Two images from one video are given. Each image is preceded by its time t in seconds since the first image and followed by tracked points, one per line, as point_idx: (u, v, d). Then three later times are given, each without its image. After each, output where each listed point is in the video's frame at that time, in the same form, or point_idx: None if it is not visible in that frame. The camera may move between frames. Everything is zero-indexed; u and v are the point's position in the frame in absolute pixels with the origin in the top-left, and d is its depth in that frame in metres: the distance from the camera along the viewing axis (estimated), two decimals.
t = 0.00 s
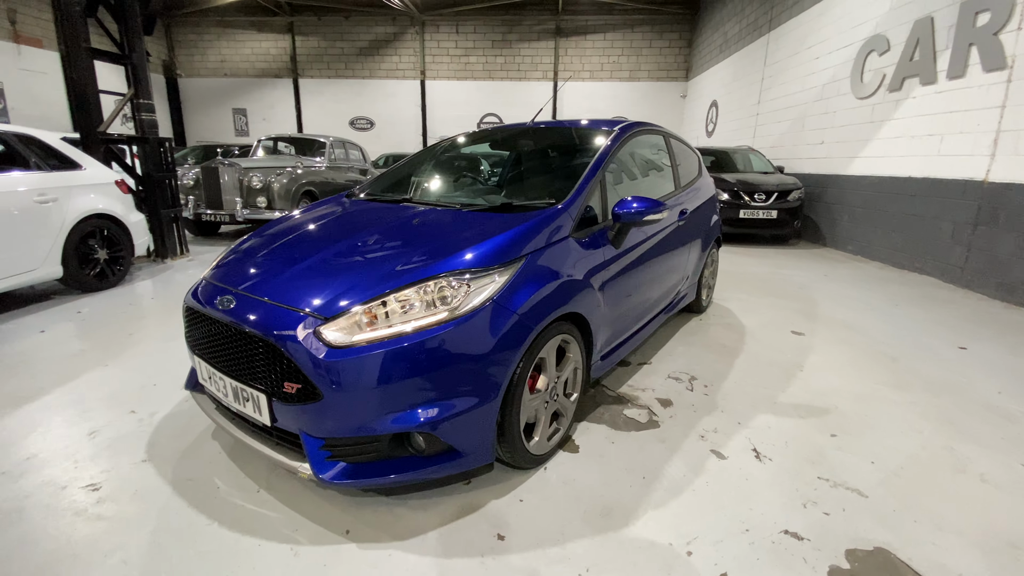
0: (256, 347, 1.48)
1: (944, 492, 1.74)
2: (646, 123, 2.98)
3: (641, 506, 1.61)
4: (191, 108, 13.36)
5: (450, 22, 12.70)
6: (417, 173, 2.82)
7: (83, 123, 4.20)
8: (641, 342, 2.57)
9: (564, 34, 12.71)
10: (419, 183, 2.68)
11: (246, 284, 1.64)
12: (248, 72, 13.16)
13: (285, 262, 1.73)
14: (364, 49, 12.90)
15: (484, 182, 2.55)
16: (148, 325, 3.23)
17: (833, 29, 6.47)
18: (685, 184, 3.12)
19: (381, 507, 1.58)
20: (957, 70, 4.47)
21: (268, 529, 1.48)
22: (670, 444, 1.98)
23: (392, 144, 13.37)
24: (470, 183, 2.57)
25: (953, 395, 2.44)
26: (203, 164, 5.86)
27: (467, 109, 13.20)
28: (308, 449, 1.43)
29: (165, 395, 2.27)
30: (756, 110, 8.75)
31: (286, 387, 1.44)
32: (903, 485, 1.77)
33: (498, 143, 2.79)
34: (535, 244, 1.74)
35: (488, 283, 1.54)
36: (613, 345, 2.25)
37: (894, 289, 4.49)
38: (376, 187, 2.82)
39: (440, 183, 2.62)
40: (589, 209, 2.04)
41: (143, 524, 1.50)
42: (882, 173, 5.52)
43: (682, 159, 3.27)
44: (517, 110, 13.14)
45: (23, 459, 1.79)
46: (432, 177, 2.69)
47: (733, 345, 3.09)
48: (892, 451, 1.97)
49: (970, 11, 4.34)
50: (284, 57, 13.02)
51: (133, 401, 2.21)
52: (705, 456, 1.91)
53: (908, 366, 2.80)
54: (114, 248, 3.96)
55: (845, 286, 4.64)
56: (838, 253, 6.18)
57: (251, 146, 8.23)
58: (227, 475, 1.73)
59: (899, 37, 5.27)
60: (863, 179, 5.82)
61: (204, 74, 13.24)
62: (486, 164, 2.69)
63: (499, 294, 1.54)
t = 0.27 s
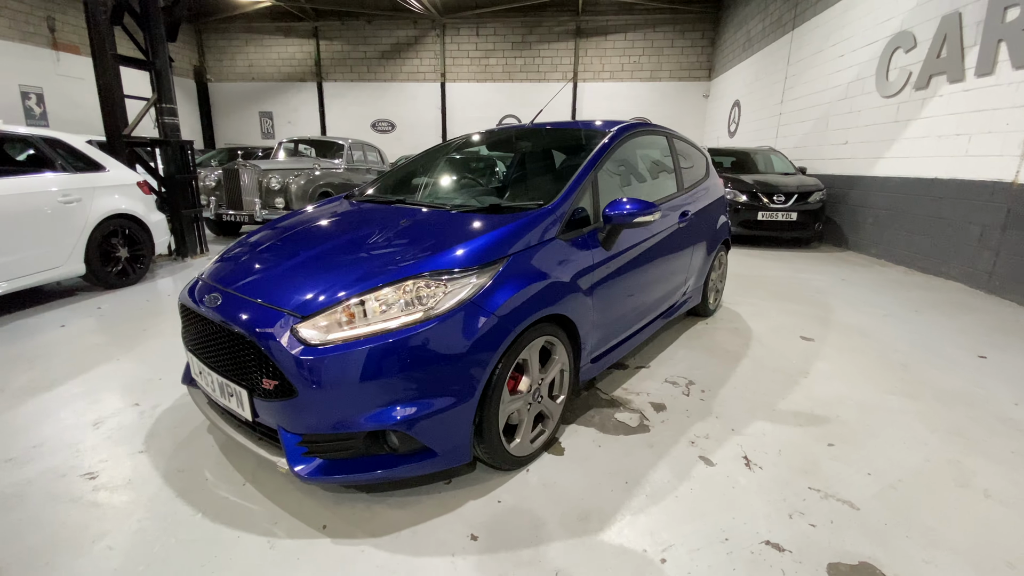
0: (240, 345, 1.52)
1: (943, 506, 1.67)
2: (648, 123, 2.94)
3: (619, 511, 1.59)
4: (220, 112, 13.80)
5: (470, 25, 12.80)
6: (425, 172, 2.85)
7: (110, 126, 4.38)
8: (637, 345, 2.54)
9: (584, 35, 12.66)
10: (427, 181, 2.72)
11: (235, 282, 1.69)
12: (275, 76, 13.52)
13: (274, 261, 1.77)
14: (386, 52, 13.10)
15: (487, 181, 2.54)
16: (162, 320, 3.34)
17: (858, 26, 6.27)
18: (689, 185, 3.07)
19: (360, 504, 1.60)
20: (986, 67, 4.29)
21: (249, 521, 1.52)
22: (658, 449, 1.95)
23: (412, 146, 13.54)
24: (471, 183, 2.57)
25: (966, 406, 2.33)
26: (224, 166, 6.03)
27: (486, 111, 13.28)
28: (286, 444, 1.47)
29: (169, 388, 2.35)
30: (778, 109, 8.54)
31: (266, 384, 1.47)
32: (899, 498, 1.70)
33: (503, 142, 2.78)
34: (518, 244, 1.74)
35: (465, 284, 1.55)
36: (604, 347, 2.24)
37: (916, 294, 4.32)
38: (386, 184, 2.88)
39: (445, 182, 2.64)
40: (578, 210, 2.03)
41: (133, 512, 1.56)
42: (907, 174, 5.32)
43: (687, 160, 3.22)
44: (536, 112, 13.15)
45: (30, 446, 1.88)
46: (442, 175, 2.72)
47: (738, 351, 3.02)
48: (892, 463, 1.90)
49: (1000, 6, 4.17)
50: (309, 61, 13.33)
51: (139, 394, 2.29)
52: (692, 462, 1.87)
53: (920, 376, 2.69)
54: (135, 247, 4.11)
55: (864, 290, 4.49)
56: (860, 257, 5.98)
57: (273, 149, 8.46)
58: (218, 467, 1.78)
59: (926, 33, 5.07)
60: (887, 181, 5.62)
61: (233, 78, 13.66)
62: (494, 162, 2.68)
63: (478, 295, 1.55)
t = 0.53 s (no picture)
0: (223, 339, 1.55)
1: (947, 523, 1.57)
2: (653, 122, 2.88)
3: (599, 516, 1.56)
4: (250, 116, 14.22)
5: (492, 27, 12.87)
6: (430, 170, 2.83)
7: (134, 129, 4.56)
8: (635, 346, 2.49)
9: (606, 35, 12.56)
10: (434, 177, 2.72)
11: (223, 278, 1.72)
12: (301, 80, 13.86)
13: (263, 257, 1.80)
14: (409, 55, 13.29)
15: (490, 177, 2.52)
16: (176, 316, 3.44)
17: (888, 21, 6.03)
18: (696, 185, 2.99)
19: (339, 500, 1.61)
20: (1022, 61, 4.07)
21: (229, 513, 1.54)
22: (649, 454, 1.90)
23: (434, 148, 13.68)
24: (473, 180, 2.56)
25: (985, 418, 2.20)
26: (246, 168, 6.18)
27: (507, 112, 13.32)
28: (263, 438, 1.48)
29: (172, 381, 2.41)
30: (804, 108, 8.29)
31: (245, 378, 1.49)
32: (899, 512, 1.61)
33: (510, 139, 2.76)
34: (502, 242, 1.72)
35: (443, 281, 1.55)
36: (597, 348, 2.20)
37: (944, 299, 4.12)
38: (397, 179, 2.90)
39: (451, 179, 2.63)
40: (568, 209, 2.00)
41: (120, 501, 1.60)
42: (938, 175, 5.08)
43: (695, 159, 3.14)
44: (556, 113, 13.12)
45: (36, 434, 1.95)
46: (451, 170, 2.71)
47: (744, 355, 2.93)
48: (896, 475, 1.80)
49: None
50: (334, 65, 13.62)
51: (144, 386, 2.36)
52: (683, 468, 1.81)
53: (937, 385, 2.56)
54: (156, 245, 4.25)
55: (888, 295, 4.30)
56: (887, 261, 5.75)
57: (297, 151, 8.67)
58: (207, 459, 1.81)
59: (959, 27, 4.85)
60: (916, 181, 5.39)
61: (262, 83, 14.06)
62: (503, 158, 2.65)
63: (455, 293, 1.54)
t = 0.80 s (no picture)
0: (199, 339, 1.58)
1: (945, 547, 1.47)
2: (654, 123, 2.82)
3: (571, 527, 1.52)
4: (277, 119, 14.60)
5: (513, 29, 12.91)
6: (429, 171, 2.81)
7: (157, 135, 4.75)
8: (628, 352, 2.44)
9: (628, 36, 12.44)
10: (443, 174, 2.70)
11: (206, 278, 1.75)
12: (326, 84, 14.17)
13: (247, 258, 1.83)
14: (430, 58, 13.45)
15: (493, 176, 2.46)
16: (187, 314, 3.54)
17: (917, 17, 5.79)
18: (699, 186, 2.91)
19: (313, 501, 1.61)
20: None
21: (204, 511, 1.56)
22: (632, 464, 1.85)
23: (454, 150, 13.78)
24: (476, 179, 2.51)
25: (1001, 435, 2.07)
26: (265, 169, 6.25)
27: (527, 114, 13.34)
28: (235, 438, 1.50)
29: (172, 378, 2.47)
30: (831, 108, 8.02)
31: (218, 378, 1.51)
32: (893, 534, 1.52)
33: (510, 141, 2.73)
34: (481, 245, 1.71)
35: (416, 284, 1.54)
36: (584, 353, 2.16)
37: (972, 308, 3.91)
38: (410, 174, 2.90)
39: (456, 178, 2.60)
40: (553, 210, 1.96)
41: (104, 495, 1.64)
42: (970, 177, 4.83)
43: (700, 159, 3.06)
44: (576, 114, 13.06)
45: (36, 426, 2.02)
46: (461, 168, 2.68)
47: (748, 363, 2.84)
48: (894, 494, 1.70)
49: None
50: (358, 70, 13.88)
51: (144, 382, 2.43)
52: (666, 480, 1.76)
53: (952, 398, 2.43)
54: (174, 245, 4.37)
55: (911, 302, 4.11)
56: (914, 267, 5.51)
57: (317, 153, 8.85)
58: (192, 457, 1.84)
59: (992, 22, 4.61)
60: (946, 184, 5.15)
61: (288, 87, 14.43)
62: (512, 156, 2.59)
63: (428, 296, 1.53)
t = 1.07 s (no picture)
0: (188, 338, 1.62)
1: None
2: (659, 125, 2.76)
3: (548, 537, 1.49)
4: (306, 123, 14.99)
5: (537, 31, 12.92)
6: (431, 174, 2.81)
7: (182, 138, 4.91)
8: (625, 359, 2.39)
9: (653, 36, 12.27)
10: (455, 173, 2.69)
11: (200, 279, 1.80)
12: (353, 88, 14.46)
13: (240, 259, 1.87)
14: (455, 62, 13.59)
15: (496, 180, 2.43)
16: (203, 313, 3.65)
17: (954, 11, 5.52)
18: (707, 189, 2.83)
19: (294, 502, 1.63)
20: None
21: (190, 508, 1.60)
22: (620, 474, 1.80)
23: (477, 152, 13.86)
24: (483, 181, 2.49)
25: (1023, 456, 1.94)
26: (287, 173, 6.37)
27: (550, 116, 13.35)
28: (217, 436, 1.53)
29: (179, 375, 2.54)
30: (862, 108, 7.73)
31: (202, 377, 1.55)
32: (889, 559, 1.44)
33: (511, 145, 2.71)
34: (465, 249, 1.70)
35: (396, 287, 1.55)
36: (577, 360, 2.13)
37: (1008, 318, 3.68)
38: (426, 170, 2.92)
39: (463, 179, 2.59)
40: (543, 214, 1.94)
41: (99, 488, 1.70)
42: (1010, 179, 4.56)
43: (709, 162, 2.98)
44: (600, 115, 12.96)
45: (47, 419, 2.11)
46: (474, 168, 2.66)
47: (756, 373, 2.74)
48: (896, 516, 1.61)
49: None
50: (384, 74, 14.13)
51: (153, 378, 2.51)
52: (653, 492, 1.70)
53: (974, 415, 2.28)
54: (195, 245, 4.52)
55: (941, 310, 3.90)
56: (948, 273, 5.24)
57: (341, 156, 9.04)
58: (187, 453, 1.89)
59: None
60: (984, 187, 4.88)
61: (317, 91, 14.79)
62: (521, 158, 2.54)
63: (407, 300, 1.54)
